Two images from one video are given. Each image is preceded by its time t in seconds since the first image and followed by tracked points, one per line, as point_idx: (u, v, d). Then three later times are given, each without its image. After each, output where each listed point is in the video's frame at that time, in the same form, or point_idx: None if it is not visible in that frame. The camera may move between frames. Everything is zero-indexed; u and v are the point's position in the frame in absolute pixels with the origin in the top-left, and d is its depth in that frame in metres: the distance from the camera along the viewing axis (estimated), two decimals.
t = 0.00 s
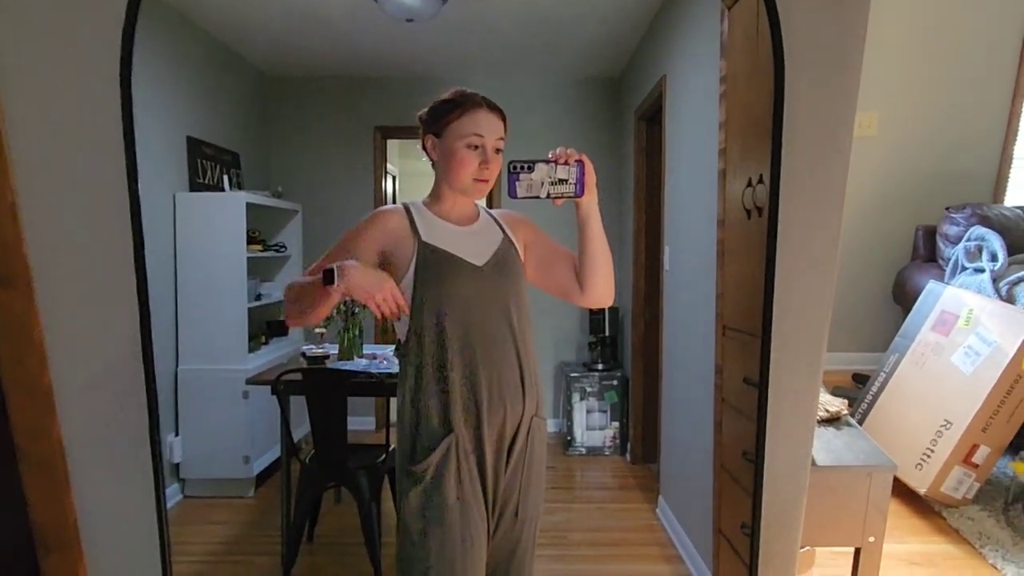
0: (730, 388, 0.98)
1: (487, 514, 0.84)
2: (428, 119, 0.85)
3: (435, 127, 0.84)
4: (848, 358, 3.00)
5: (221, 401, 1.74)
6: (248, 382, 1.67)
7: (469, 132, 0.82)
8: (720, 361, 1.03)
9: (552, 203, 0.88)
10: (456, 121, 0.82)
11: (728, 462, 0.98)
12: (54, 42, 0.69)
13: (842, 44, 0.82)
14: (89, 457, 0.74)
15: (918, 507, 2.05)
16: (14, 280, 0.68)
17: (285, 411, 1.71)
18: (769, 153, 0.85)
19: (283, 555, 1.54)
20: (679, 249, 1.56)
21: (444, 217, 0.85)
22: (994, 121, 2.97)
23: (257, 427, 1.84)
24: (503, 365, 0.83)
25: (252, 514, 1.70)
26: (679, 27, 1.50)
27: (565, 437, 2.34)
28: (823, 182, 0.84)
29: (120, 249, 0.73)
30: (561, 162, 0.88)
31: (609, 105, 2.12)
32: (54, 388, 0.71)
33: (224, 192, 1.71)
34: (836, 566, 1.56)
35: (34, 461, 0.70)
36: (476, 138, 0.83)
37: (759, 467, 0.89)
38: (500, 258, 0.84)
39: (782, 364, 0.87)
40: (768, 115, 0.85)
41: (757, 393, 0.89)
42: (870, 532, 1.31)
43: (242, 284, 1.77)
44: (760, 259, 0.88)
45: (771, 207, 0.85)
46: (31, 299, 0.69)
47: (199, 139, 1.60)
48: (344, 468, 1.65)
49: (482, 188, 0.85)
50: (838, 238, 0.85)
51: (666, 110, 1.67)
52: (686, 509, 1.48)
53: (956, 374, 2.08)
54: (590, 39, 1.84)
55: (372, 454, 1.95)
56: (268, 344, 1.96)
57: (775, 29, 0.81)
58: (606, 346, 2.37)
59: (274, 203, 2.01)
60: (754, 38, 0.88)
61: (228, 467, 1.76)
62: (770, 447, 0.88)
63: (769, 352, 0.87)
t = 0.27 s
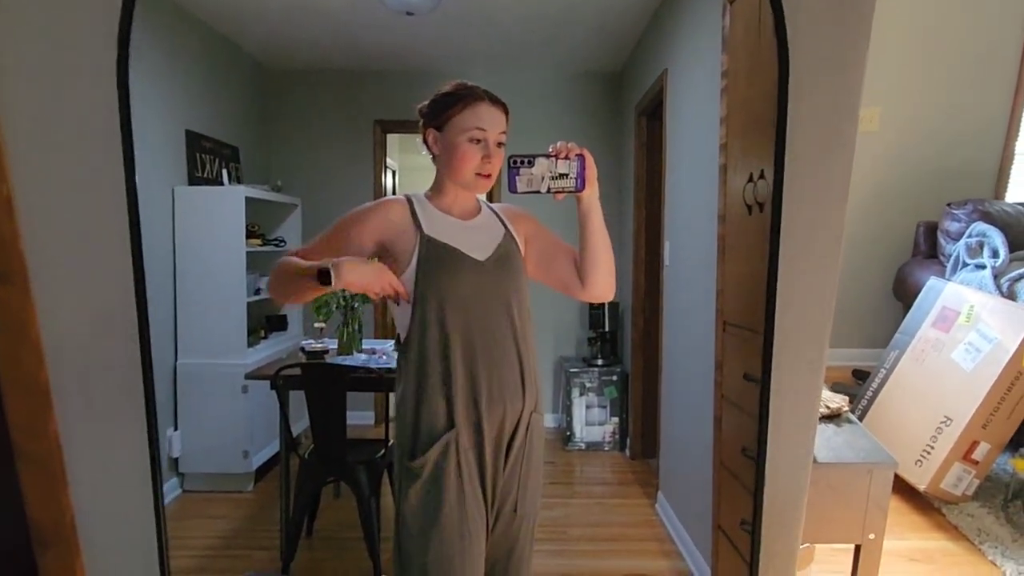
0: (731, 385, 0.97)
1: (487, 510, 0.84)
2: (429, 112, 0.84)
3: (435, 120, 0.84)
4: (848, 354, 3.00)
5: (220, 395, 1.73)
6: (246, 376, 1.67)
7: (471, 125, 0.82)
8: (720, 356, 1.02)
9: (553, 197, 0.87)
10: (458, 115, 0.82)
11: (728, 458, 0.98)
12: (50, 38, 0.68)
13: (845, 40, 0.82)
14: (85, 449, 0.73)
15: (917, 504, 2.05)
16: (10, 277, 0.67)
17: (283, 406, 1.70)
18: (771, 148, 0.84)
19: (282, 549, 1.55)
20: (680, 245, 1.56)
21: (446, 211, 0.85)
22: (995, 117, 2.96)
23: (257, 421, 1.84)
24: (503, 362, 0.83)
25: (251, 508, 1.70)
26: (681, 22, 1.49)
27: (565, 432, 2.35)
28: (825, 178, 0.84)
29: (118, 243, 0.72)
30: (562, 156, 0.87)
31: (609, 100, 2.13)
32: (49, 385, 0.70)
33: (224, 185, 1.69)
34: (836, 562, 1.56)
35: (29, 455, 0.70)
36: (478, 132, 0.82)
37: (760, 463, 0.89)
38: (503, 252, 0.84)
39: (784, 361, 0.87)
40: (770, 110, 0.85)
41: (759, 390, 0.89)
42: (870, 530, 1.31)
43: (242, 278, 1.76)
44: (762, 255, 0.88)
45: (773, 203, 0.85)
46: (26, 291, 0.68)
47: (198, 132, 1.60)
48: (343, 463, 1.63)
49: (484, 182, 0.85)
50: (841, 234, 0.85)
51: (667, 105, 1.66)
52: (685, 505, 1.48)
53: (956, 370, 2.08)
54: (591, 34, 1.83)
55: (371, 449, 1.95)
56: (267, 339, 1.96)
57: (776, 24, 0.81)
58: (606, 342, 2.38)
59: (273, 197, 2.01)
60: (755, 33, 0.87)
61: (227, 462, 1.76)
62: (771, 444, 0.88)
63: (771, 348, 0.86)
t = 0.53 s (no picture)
0: (732, 384, 0.95)
1: (487, 510, 0.84)
2: (429, 109, 0.84)
3: (435, 117, 0.83)
4: (850, 352, 2.99)
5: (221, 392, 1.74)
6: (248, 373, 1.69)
7: (474, 121, 0.82)
8: (720, 355, 1.00)
9: (555, 195, 0.88)
10: (460, 111, 0.82)
11: (729, 457, 0.97)
12: (50, 39, 0.68)
13: (848, 40, 0.81)
14: (82, 449, 0.74)
15: (919, 504, 2.05)
16: (8, 280, 0.69)
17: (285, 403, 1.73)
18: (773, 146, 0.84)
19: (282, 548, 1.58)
20: (681, 245, 1.55)
21: (446, 210, 0.84)
22: (1000, 116, 2.95)
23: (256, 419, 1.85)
24: (505, 362, 0.83)
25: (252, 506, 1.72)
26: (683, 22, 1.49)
27: (566, 431, 2.34)
28: (829, 178, 0.83)
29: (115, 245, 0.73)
30: (564, 153, 0.87)
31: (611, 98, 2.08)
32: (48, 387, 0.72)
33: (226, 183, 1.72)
34: (836, 562, 1.56)
35: (28, 455, 0.71)
36: (480, 128, 0.82)
37: (761, 463, 0.88)
38: (505, 251, 0.84)
39: (786, 361, 0.86)
40: (773, 108, 0.84)
41: (761, 390, 0.88)
42: (871, 531, 1.31)
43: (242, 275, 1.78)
44: (764, 254, 0.87)
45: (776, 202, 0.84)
46: (24, 294, 0.70)
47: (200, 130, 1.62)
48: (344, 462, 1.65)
49: (486, 179, 0.85)
50: (844, 234, 0.85)
51: (669, 104, 1.65)
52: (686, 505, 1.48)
53: (958, 370, 2.07)
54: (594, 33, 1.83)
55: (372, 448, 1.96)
56: (267, 337, 1.91)
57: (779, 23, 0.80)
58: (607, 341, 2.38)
59: (274, 195, 2.01)
60: (757, 31, 0.87)
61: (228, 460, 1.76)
62: (772, 444, 0.88)
63: (773, 348, 0.86)
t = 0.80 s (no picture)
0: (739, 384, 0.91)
1: (490, 511, 0.84)
2: (439, 103, 0.83)
3: (444, 111, 0.82)
4: (860, 352, 2.97)
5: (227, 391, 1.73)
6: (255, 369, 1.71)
7: (481, 117, 0.81)
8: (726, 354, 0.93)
9: (564, 194, 0.88)
10: (468, 106, 0.81)
11: (737, 455, 0.93)
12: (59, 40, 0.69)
13: (858, 38, 0.81)
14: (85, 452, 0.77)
15: (930, 506, 2.03)
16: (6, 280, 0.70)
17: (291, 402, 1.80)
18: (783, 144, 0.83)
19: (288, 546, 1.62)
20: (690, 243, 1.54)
21: (449, 207, 0.83)
22: (1013, 113, 2.91)
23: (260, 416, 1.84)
24: (510, 363, 0.82)
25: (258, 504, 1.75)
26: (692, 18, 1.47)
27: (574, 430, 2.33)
28: (838, 176, 0.83)
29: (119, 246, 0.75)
30: (573, 151, 0.87)
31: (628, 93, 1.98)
32: (45, 385, 0.73)
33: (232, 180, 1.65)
34: (846, 564, 1.55)
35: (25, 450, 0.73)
36: (487, 124, 0.82)
37: (768, 464, 0.88)
38: (510, 250, 0.83)
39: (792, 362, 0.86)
40: (782, 106, 0.82)
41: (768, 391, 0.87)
42: (881, 534, 1.30)
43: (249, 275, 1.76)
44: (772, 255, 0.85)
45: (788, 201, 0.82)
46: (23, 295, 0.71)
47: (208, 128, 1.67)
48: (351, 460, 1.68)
49: (493, 176, 0.84)
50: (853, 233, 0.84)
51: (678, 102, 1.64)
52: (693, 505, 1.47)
53: (970, 369, 2.05)
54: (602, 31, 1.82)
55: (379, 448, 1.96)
56: (274, 336, 1.89)
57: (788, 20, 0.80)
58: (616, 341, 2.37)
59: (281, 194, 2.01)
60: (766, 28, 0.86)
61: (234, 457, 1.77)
62: (778, 445, 0.88)
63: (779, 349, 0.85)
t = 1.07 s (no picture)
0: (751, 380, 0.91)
1: (502, 508, 0.84)
2: (450, 102, 0.83)
3: (456, 109, 0.83)
4: (876, 350, 2.94)
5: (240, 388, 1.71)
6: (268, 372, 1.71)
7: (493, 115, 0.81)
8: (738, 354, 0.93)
9: (576, 194, 0.87)
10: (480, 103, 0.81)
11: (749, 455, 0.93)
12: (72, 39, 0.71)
13: (872, 31, 0.80)
14: (96, 439, 0.83)
15: (946, 506, 2.01)
16: (15, 279, 0.77)
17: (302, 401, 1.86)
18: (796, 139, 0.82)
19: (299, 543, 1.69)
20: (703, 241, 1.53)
21: (462, 205, 0.84)
22: None
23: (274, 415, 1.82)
24: (521, 359, 0.82)
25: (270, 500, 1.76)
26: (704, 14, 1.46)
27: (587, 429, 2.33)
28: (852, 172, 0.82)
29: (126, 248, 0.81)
30: (585, 150, 0.86)
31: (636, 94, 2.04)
32: (55, 378, 0.80)
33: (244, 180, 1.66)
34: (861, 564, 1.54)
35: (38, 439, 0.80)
36: (499, 121, 0.82)
37: (783, 464, 0.87)
38: (522, 247, 0.83)
39: (806, 359, 0.85)
40: (796, 101, 0.82)
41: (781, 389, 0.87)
42: (897, 534, 1.29)
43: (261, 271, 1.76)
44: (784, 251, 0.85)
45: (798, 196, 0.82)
46: (34, 294, 0.78)
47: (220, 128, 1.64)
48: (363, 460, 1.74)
49: (505, 174, 0.84)
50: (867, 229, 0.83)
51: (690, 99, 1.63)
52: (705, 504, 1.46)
53: (986, 368, 2.03)
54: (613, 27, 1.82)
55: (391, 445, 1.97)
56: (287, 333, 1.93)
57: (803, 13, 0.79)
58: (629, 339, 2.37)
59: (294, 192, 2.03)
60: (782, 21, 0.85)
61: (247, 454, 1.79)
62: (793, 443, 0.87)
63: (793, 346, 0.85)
